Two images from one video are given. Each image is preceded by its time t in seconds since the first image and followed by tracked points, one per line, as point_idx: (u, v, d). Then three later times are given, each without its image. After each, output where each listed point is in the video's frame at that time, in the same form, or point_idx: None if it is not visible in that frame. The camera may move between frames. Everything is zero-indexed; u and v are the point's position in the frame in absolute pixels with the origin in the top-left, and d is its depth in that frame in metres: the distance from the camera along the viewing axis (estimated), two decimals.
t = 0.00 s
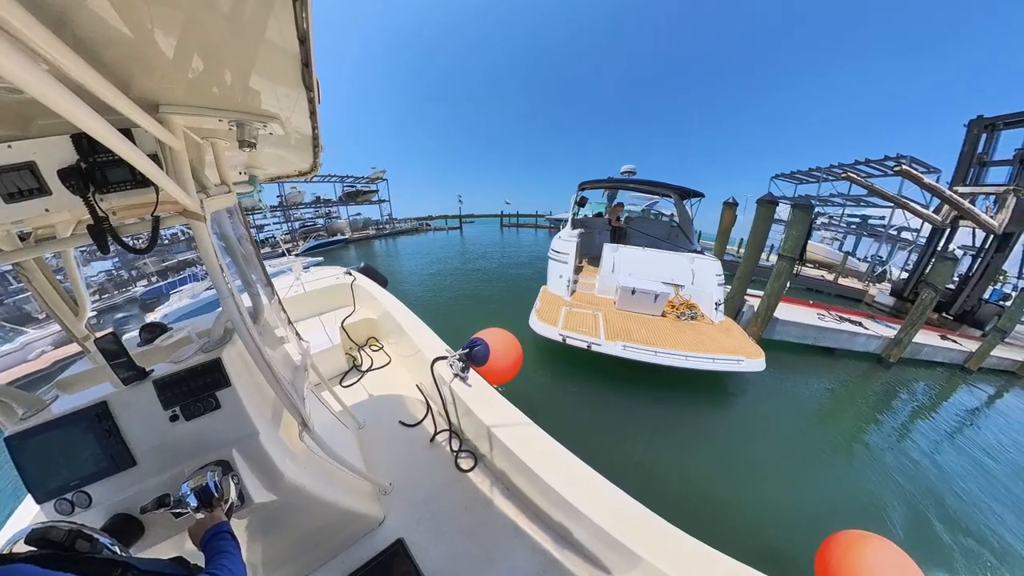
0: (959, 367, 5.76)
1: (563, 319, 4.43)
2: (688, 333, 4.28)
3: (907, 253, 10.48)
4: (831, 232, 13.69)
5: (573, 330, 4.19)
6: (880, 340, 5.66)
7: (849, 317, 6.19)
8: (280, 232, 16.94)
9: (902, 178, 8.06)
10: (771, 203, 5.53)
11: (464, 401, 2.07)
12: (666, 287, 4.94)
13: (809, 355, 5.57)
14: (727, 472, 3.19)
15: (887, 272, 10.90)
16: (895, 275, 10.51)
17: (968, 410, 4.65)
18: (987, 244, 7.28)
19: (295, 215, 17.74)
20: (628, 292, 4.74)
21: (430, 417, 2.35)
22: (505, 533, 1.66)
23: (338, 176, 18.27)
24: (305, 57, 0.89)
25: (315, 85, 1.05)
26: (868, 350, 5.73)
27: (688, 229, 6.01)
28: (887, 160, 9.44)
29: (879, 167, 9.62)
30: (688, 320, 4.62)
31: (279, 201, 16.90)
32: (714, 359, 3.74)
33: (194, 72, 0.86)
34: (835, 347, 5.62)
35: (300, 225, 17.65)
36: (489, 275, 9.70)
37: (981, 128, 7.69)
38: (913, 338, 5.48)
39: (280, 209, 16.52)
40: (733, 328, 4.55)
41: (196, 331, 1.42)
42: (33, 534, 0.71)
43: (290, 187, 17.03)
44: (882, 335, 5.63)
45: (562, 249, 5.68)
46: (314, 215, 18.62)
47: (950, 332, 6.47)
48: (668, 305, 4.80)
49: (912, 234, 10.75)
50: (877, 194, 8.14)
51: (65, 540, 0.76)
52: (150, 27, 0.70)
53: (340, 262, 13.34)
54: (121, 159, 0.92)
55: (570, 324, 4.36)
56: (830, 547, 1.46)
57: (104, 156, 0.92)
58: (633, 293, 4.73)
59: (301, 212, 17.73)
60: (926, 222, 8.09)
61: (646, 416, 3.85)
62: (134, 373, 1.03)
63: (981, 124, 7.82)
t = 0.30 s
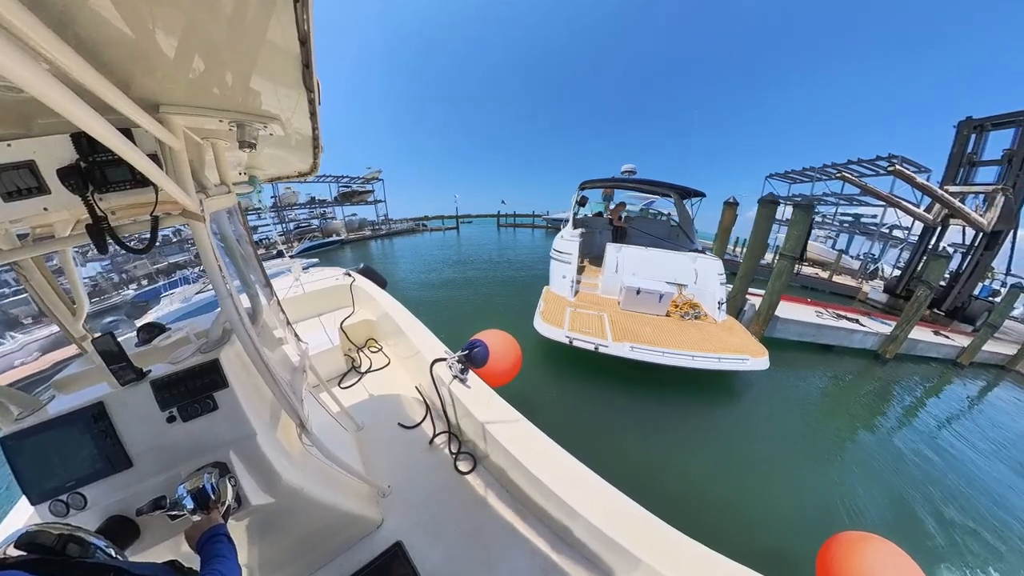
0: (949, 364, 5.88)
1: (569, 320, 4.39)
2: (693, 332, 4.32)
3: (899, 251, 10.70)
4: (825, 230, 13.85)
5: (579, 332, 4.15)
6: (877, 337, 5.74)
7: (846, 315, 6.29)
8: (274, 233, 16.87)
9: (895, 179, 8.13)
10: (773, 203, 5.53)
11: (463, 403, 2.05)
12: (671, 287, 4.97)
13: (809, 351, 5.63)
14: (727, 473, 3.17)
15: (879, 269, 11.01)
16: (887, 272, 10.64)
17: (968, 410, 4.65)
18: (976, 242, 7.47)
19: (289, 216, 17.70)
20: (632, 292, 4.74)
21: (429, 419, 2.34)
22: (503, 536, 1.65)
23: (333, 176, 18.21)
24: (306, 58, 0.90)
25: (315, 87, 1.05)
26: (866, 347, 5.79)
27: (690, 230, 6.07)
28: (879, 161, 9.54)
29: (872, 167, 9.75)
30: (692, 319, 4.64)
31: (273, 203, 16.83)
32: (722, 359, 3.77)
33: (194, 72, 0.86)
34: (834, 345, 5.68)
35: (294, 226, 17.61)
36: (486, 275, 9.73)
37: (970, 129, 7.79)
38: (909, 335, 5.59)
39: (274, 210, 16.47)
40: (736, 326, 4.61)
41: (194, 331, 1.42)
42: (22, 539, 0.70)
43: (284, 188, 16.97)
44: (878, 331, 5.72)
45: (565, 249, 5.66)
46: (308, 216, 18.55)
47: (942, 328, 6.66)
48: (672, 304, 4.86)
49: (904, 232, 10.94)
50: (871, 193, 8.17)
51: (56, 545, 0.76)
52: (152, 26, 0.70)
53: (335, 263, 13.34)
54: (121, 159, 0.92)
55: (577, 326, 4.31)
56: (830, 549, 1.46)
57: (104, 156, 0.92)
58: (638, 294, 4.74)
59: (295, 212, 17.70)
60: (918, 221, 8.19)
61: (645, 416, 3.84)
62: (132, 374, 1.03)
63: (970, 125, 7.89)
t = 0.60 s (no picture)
0: (943, 361, 5.94)
1: (574, 321, 4.37)
2: (698, 331, 4.36)
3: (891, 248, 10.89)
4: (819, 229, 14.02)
5: (585, 333, 4.12)
6: (872, 333, 5.88)
7: (842, 312, 6.42)
8: (268, 235, 16.80)
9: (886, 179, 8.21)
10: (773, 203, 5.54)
11: (462, 403, 2.05)
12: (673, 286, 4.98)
13: (807, 348, 5.71)
14: (727, 473, 3.16)
15: (871, 267, 11.21)
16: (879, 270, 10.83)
17: (964, 406, 4.68)
18: (965, 240, 7.59)
19: (284, 217, 17.67)
20: (637, 292, 4.74)
21: (428, 420, 2.33)
22: (501, 538, 1.64)
23: (327, 176, 18.16)
24: (307, 59, 0.90)
25: (316, 87, 1.05)
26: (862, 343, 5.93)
27: (690, 230, 6.13)
28: (872, 161, 9.62)
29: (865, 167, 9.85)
30: (695, 318, 4.70)
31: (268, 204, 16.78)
32: (727, 358, 3.82)
33: (195, 72, 0.86)
34: (831, 342, 5.81)
35: (289, 227, 17.58)
36: (483, 275, 9.75)
37: (959, 130, 7.88)
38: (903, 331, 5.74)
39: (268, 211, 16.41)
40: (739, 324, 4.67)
41: (193, 332, 1.41)
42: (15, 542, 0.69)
43: (279, 189, 16.91)
44: (874, 328, 5.85)
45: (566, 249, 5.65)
46: (303, 217, 18.48)
47: (934, 323, 6.85)
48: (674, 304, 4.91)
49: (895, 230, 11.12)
50: (865, 193, 8.20)
51: (49, 548, 0.75)
52: (153, 26, 0.70)
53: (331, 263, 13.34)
54: (121, 158, 0.91)
55: (582, 326, 4.29)
56: (830, 549, 1.45)
57: (104, 154, 0.91)
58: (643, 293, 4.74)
59: (290, 213, 17.67)
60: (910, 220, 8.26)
61: (644, 416, 3.83)
62: (131, 374, 1.03)
63: (959, 125, 7.98)
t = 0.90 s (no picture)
0: (936, 358, 6.00)
1: (578, 321, 4.36)
2: (700, 330, 4.39)
3: (882, 246, 11.04)
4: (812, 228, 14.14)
5: (590, 334, 4.11)
6: (866, 330, 5.94)
7: (837, 309, 6.48)
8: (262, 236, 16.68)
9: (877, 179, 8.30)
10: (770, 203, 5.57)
11: (462, 404, 2.05)
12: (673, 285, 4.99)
13: (804, 345, 5.75)
14: (727, 473, 3.16)
15: (863, 264, 11.33)
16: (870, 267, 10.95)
17: (958, 403, 4.73)
18: (953, 237, 7.63)
19: (278, 218, 17.56)
20: (640, 292, 4.74)
21: (428, 420, 2.33)
22: (501, 538, 1.64)
23: (322, 176, 18.06)
24: (307, 59, 0.90)
25: (316, 86, 1.05)
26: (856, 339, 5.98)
27: (689, 229, 6.19)
28: (863, 161, 9.71)
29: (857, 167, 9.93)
30: (697, 316, 4.70)
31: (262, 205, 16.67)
32: (729, 356, 3.87)
33: (195, 71, 0.86)
34: (827, 338, 5.86)
35: (284, 228, 17.47)
36: (481, 275, 9.76)
37: (947, 131, 7.92)
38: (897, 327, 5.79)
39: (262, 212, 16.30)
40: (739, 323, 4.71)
41: (192, 331, 1.41)
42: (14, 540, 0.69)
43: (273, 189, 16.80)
44: (868, 324, 5.91)
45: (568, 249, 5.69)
46: (298, 218, 18.38)
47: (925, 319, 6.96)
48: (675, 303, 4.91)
49: (885, 228, 11.27)
50: (859, 193, 8.24)
51: (48, 547, 0.75)
52: (152, 25, 0.70)
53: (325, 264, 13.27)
54: (119, 157, 0.91)
55: (586, 327, 4.28)
56: (830, 548, 1.46)
57: (102, 153, 0.91)
58: (646, 293, 4.74)
59: (284, 213, 17.58)
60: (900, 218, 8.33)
61: (645, 416, 3.83)
62: (129, 374, 1.02)
63: (948, 127, 8.02)
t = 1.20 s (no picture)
0: (927, 353, 6.08)
1: (581, 322, 4.36)
2: (701, 328, 4.41)
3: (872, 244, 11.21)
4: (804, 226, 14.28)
5: (593, 334, 4.10)
6: (860, 326, 6.01)
7: (831, 305, 6.54)
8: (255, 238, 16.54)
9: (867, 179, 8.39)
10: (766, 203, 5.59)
11: (462, 403, 2.05)
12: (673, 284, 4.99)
13: (799, 341, 5.80)
14: (727, 471, 3.17)
15: (854, 262, 11.47)
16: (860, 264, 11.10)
17: (950, 397, 4.79)
18: (942, 235, 7.72)
19: (272, 219, 17.43)
20: (642, 291, 4.75)
21: (428, 419, 2.33)
22: (501, 537, 1.65)
23: (316, 177, 17.96)
24: (305, 57, 0.90)
25: (314, 86, 1.05)
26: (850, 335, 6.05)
27: (687, 229, 6.18)
28: (855, 160, 9.78)
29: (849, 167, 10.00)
30: (697, 316, 4.71)
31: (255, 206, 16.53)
32: (729, 353, 3.89)
33: (193, 71, 0.86)
34: (822, 335, 5.92)
35: (278, 229, 17.35)
36: (476, 275, 9.74)
37: (935, 132, 7.92)
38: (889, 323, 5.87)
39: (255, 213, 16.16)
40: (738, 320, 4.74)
41: (191, 332, 1.40)
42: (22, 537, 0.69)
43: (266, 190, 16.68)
44: (861, 321, 5.98)
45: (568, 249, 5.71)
46: (292, 219, 18.25)
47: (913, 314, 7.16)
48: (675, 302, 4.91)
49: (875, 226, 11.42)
50: (851, 194, 8.28)
51: (55, 543, 0.75)
52: (151, 24, 0.69)
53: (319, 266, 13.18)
54: (118, 156, 0.91)
55: (590, 327, 4.28)
56: (829, 547, 1.46)
57: (101, 153, 0.90)
58: (647, 292, 4.74)
59: (278, 214, 17.47)
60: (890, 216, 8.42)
61: (646, 415, 3.84)
62: (128, 374, 1.02)
63: (935, 128, 8.02)
